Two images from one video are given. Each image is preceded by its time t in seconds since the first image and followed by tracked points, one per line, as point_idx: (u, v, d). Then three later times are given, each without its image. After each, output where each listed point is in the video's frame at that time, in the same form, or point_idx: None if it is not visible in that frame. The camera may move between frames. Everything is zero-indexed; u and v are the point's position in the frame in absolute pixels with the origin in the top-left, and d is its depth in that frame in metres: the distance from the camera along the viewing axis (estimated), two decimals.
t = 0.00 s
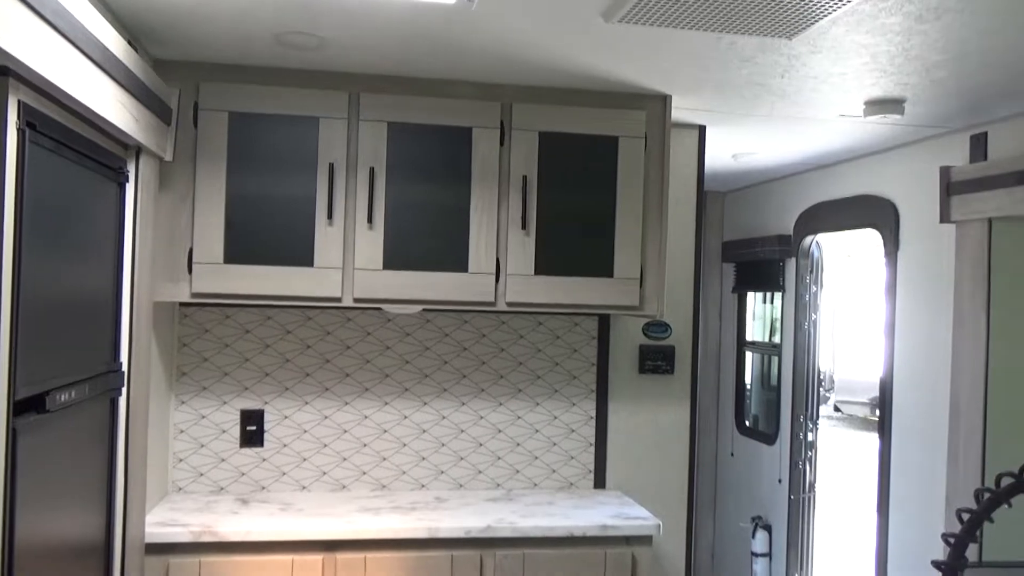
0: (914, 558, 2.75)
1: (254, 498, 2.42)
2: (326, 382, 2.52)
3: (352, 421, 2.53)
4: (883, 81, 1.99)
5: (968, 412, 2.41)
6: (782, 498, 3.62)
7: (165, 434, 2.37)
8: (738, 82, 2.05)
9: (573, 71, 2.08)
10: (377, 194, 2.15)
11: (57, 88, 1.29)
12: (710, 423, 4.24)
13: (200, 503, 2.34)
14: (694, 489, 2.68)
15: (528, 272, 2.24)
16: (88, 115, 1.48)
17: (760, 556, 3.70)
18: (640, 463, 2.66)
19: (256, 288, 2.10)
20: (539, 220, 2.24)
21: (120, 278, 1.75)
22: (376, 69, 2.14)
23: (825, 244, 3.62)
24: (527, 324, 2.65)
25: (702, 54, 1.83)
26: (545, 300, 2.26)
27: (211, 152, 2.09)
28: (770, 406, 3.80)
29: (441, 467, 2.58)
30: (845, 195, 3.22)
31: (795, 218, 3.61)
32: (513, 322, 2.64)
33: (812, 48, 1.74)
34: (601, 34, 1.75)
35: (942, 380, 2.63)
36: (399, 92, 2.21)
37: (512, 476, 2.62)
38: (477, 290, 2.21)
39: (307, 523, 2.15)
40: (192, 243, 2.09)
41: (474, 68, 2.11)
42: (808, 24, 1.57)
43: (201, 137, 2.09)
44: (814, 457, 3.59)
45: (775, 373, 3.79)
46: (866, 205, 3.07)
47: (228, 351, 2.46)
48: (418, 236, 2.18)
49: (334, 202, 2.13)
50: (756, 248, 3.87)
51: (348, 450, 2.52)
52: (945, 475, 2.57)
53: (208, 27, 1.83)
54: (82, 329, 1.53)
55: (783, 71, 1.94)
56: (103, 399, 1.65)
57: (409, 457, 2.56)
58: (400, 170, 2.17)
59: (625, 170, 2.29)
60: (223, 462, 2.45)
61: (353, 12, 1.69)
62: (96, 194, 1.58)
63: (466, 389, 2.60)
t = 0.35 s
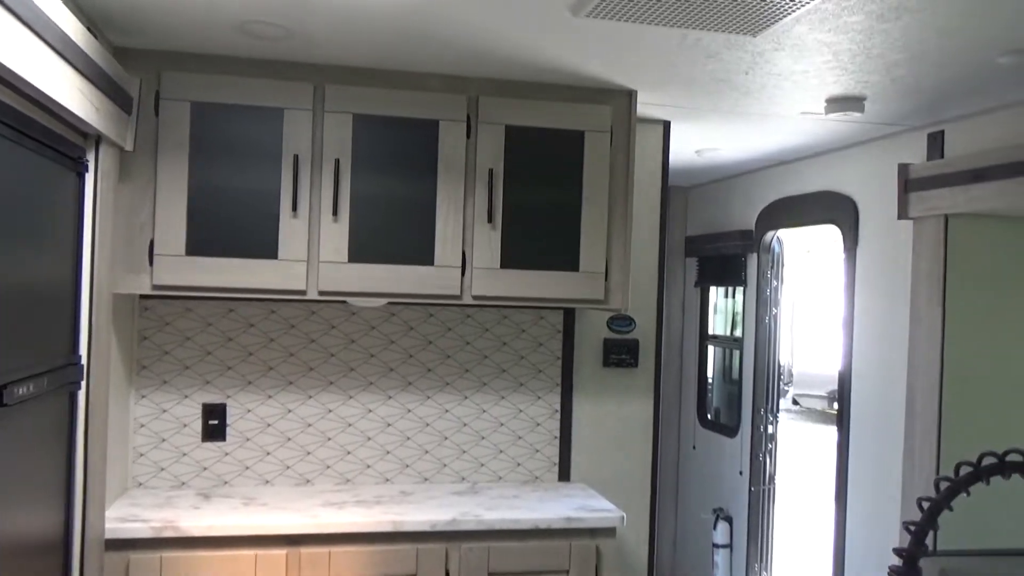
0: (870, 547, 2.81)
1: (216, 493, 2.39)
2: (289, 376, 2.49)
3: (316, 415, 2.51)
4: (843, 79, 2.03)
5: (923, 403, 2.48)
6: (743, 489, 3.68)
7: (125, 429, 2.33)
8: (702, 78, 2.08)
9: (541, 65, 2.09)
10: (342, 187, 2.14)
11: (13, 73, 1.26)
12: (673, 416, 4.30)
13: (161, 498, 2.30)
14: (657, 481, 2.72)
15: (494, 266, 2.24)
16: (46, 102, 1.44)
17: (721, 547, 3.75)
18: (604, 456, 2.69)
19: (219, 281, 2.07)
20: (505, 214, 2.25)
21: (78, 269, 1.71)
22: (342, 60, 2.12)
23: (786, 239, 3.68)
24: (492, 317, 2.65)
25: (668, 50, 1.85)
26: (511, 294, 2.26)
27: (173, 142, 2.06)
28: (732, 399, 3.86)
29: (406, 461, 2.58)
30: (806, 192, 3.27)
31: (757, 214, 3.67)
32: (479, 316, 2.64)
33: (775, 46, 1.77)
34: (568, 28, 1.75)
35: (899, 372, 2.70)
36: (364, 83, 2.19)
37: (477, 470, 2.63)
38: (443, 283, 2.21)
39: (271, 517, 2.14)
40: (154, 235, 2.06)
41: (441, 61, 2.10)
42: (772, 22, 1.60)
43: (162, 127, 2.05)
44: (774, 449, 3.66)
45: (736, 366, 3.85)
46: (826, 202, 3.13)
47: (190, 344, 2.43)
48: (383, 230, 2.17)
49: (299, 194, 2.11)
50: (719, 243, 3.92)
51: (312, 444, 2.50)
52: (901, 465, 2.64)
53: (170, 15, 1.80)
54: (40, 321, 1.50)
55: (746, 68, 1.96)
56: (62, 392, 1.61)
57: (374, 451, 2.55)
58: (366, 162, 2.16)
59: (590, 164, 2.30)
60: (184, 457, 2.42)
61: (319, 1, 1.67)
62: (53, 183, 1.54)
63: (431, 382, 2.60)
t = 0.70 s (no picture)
0: (844, 536, 2.86)
1: (192, 488, 2.37)
2: (266, 369, 2.48)
3: (293, 408, 2.50)
4: (818, 74, 2.05)
5: (897, 394, 2.52)
6: (718, 481, 3.72)
7: (99, 423, 2.31)
8: (679, 72, 2.09)
9: (519, 58, 2.09)
10: (319, 179, 2.13)
11: None
12: (649, 408, 4.33)
13: (136, 492, 2.28)
14: (634, 473, 2.74)
15: (473, 259, 2.25)
16: (17, 91, 1.42)
17: (697, 538, 3.79)
18: (582, 448, 2.70)
19: (195, 274, 2.06)
20: (483, 207, 2.25)
21: (51, 261, 1.69)
22: (319, 51, 2.11)
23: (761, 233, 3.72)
24: (471, 310, 2.65)
25: (646, 44, 1.86)
26: (490, 287, 2.27)
27: (148, 133, 2.03)
28: (708, 391, 3.90)
29: (384, 454, 2.57)
30: (782, 186, 3.31)
31: (733, 208, 3.70)
32: (457, 309, 2.64)
33: (752, 40, 1.78)
34: (547, 21, 1.76)
35: (872, 365, 2.74)
36: (342, 75, 2.17)
37: (456, 462, 2.63)
38: (421, 276, 2.21)
39: (248, 512, 2.13)
40: (128, 227, 2.04)
41: (419, 53, 2.09)
42: (749, 16, 1.61)
43: (137, 117, 2.03)
44: (750, 440, 3.70)
45: (713, 359, 3.89)
46: (801, 196, 3.17)
47: (165, 338, 2.40)
48: (361, 222, 2.17)
49: (276, 186, 2.10)
50: (695, 237, 3.95)
51: (289, 437, 2.49)
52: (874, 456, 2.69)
53: (145, 4, 1.77)
54: (12, 313, 1.47)
55: (723, 63, 1.98)
56: (35, 386, 1.59)
57: (352, 444, 2.54)
58: (344, 155, 2.15)
59: (568, 158, 2.31)
60: (160, 451, 2.40)
61: None
62: (26, 173, 1.52)
63: (409, 375, 2.60)
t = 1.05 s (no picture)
0: (834, 527, 2.88)
1: (183, 479, 2.37)
2: (257, 360, 2.47)
3: (284, 399, 2.49)
4: (810, 65, 2.05)
5: (887, 385, 2.54)
6: (710, 472, 3.73)
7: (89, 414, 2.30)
8: (672, 62, 2.08)
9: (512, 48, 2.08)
10: (311, 168, 2.12)
11: None
12: (640, 399, 4.34)
13: (126, 483, 2.28)
14: (626, 463, 2.74)
15: (465, 249, 2.24)
16: (4, 78, 1.40)
17: (688, 529, 3.80)
18: (574, 440, 2.70)
19: (185, 264, 2.05)
20: (475, 197, 2.25)
21: (40, 250, 1.68)
22: (310, 40, 2.09)
23: (753, 225, 3.73)
24: (463, 301, 2.65)
25: (639, 34, 1.85)
26: (482, 277, 2.26)
27: (137, 122, 2.02)
28: (699, 382, 3.92)
29: (376, 445, 2.57)
30: (773, 178, 3.32)
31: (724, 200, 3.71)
32: (448, 300, 2.64)
33: (745, 30, 1.78)
34: (540, 11, 1.75)
35: (862, 356, 2.75)
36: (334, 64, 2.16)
37: (447, 453, 2.64)
38: (413, 267, 2.20)
39: (239, 502, 2.12)
40: (118, 216, 2.02)
41: (411, 42, 2.08)
42: (742, 5, 1.61)
43: (126, 106, 2.01)
44: (741, 432, 3.72)
45: (704, 351, 3.90)
46: (792, 188, 3.18)
47: (155, 329, 2.39)
48: (352, 213, 2.16)
49: (267, 175, 2.09)
50: (686, 228, 3.96)
51: (281, 429, 2.49)
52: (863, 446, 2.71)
53: None
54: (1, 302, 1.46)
55: (716, 53, 1.98)
56: (24, 376, 1.58)
57: (343, 435, 2.54)
58: (335, 144, 2.14)
59: (560, 148, 2.30)
60: (150, 442, 2.39)
61: None
62: (14, 161, 1.50)
63: (401, 366, 2.60)
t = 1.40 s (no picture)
0: (841, 512, 2.87)
1: (190, 460, 2.37)
2: (264, 342, 2.47)
3: (290, 381, 2.50)
4: (821, 45, 2.03)
5: (895, 370, 2.52)
6: (715, 457, 3.73)
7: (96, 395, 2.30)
8: (681, 43, 2.06)
9: (519, 28, 2.06)
10: (317, 150, 2.11)
11: None
12: (646, 385, 4.33)
13: (133, 464, 2.28)
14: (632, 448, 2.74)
15: (471, 231, 2.23)
16: (8, 55, 1.39)
17: (693, 514, 3.80)
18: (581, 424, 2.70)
19: (191, 245, 2.04)
20: (482, 179, 2.23)
21: (46, 230, 1.67)
22: (316, 20, 2.08)
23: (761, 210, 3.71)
24: (469, 284, 2.64)
25: (648, 13, 1.83)
26: (489, 259, 2.25)
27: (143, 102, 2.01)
28: (705, 368, 3.91)
29: (382, 428, 2.57)
30: (782, 162, 3.29)
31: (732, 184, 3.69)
32: (455, 283, 2.63)
33: (755, 10, 1.76)
34: None
35: (871, 341, 2.73)
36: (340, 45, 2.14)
37: (454, 436, 2.64)
38: (419, 249, 2.19)
39: (246, 483, 2.13)
40: (124, 197, 2.02)
41: (417, 22, 2.06)
42: None
43: (132, 86, 2.00)
44: (747, 417, 3.71)
45: (710, 336, 3.89)
46: (801, 172, 3.15)
47: (162, 310, 2.39)
48: (358, 194, 2.15)
49: (273, 155, 2.08)
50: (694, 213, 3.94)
51: (287, 411, 2.49)
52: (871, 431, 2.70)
53: None
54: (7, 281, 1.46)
55: (726, 34, 1.96)
56: (31, 355, 1.58)
57: (349, 418, 2.54)
58: (341, 125, 2.13)
59: (568, 130, 2.29)
60: (157, 423, 2.40)
61: None
62: (19, 140, 1.50)
63: (407, 349, 2.59)
